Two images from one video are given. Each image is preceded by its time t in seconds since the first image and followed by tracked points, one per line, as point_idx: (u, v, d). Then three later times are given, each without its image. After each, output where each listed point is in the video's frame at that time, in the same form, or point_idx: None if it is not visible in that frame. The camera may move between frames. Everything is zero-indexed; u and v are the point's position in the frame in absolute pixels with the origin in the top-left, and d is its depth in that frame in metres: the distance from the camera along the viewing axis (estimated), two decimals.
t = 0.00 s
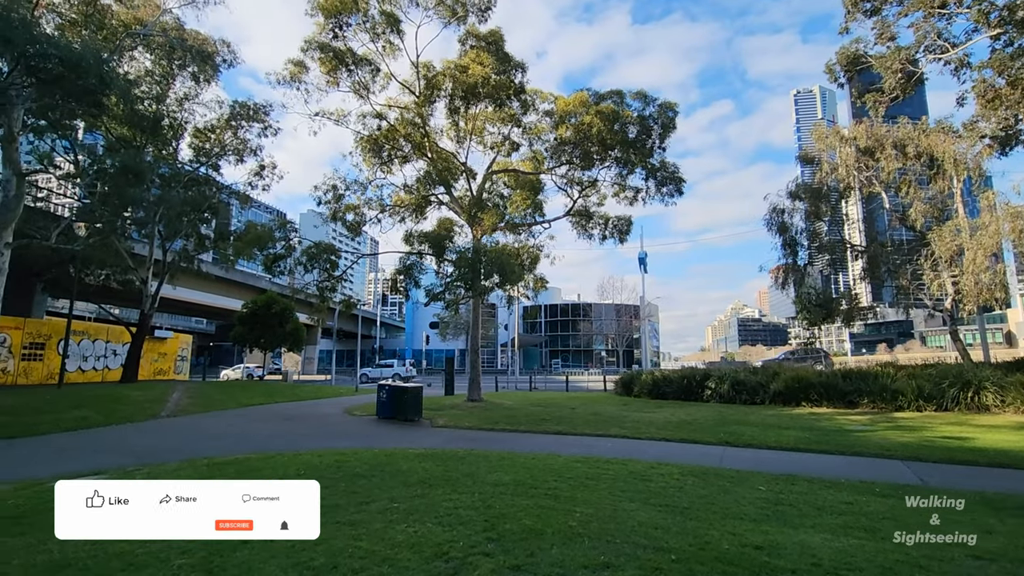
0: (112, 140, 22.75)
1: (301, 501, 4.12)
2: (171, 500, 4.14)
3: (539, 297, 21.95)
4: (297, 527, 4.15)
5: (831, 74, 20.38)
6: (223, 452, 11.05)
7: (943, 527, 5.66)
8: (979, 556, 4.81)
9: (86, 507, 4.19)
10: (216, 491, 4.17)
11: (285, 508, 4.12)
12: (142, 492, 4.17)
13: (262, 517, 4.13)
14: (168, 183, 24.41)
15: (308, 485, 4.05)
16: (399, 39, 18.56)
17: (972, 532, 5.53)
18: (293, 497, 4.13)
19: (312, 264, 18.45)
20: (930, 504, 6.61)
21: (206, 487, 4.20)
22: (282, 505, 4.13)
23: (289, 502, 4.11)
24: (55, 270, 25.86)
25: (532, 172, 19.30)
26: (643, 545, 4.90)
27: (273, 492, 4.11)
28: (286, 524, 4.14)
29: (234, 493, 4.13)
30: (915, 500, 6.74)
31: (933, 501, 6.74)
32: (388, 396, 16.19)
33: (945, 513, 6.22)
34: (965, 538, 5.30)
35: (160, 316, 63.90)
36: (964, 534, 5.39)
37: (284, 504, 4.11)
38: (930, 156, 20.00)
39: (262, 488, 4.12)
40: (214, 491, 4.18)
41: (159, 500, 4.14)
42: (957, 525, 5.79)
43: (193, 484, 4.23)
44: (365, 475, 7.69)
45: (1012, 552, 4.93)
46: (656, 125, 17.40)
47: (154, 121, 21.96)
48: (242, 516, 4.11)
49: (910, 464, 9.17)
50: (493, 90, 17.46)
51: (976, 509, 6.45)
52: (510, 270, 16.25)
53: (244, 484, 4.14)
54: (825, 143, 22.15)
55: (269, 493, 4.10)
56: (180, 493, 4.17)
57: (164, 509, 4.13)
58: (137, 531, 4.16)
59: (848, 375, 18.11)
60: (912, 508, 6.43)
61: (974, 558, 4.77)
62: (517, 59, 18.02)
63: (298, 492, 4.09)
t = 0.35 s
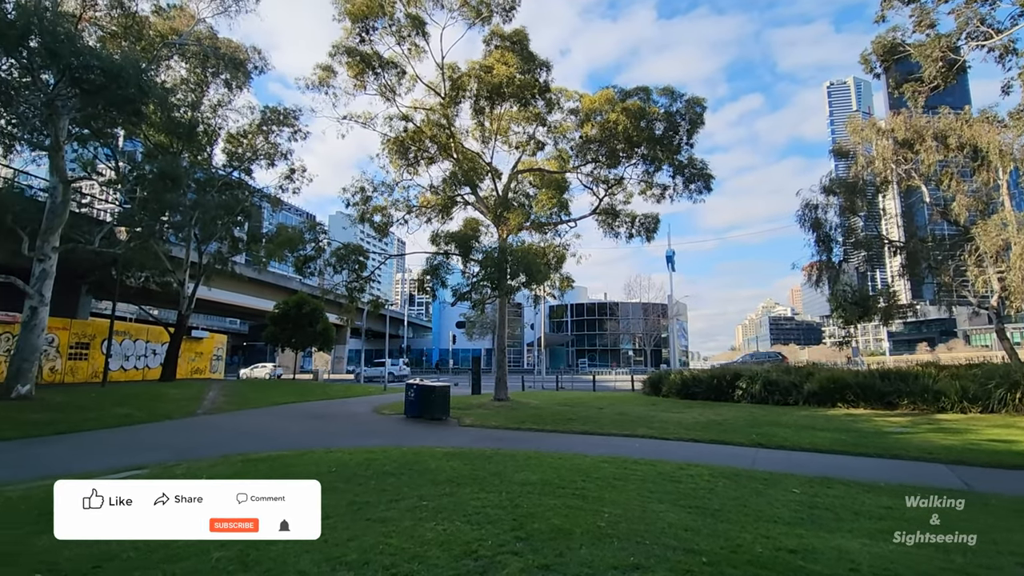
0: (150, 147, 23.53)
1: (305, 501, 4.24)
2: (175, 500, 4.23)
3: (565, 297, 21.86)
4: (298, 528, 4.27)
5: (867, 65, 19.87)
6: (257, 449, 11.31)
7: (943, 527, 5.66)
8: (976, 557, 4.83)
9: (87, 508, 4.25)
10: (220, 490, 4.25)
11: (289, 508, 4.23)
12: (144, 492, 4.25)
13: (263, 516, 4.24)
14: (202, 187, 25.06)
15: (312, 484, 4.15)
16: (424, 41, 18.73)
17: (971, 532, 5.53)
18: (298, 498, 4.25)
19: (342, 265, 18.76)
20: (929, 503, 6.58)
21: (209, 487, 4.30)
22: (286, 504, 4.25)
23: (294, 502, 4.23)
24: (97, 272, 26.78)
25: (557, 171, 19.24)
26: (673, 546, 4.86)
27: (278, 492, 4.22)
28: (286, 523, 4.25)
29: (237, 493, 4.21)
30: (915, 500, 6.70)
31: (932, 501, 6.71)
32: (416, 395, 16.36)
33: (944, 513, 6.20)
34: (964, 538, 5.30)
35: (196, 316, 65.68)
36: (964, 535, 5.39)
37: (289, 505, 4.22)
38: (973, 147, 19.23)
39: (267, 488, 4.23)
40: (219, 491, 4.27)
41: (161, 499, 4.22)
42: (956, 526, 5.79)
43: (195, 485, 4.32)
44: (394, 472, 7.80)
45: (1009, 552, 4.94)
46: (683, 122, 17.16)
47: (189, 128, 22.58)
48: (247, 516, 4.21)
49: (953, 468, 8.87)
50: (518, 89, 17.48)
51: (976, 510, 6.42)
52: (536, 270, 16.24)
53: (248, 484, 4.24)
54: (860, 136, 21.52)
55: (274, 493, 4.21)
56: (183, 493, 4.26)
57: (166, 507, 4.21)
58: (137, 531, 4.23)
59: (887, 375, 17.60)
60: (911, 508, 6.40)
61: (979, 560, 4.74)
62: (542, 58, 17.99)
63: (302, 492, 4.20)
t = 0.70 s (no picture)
0: (183, 153, 24.17)
1: (306, 501, 4.54)
2: (176, 500, 4.57)
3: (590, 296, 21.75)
4: (298, 528, 4.57)
5: (902, 55, 19.45)
6: (286, 447, 11.57)
7: (943, 527, 5.69)
8: (977, 558, 4.83)
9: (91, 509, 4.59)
10: (226, 491, 4.58)
11: (290, 508, 4.54)
12: (153, 493, 4.59)
13: (265, 517, 4.54)
14: (232, 191, 25.63)
15: (313, 485, 4.44)
16: (447, 43, 18.87)
17: (971, 532, 5.55)
18: (300, 498, 4.56)
19: (367, 266, 19.02)
20: (929, 504, 6.60)
21: (215, 488, 4.64)
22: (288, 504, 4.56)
23: (296, 502, 4.53)
24: (134, 275, 27.58)
25: (581, 170, 19.16)
26: (701, 549, 4.82)
27: (281, 492, 4.53)
28: (287, 524, 4.56)
29: (243, 492, 4.54)
30: (915, 500, 6.72)
31: (932, 501, 6.72)
32: (441, 395, 16.48)
33: (945, 513, 6.20)
34: (964, 538, 5.33)
35: (227, 317, 67.18)
36: (963, 535, 5.42)
37: (290, 505, 4.53)
38: (1017, 138, 17.73)
39: (271, 488, 4.55)
40: (224, 492, 4.59)
41: (171, 499, 4.56)
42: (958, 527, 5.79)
43: (200, 486, 4.66)
44: (422, 471, 7.88)
45: (1010, 553, 4.96)
46: (709, 118, 16.96)
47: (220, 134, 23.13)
48: (250, 515, 4.53)
49: (997, 473, 8.58)
50: (541, 89, 17.49)
51: (977, 510, 6.43)
52: (559, 269, 16.23)
53: (252, 484, 4.57)
54: (894, 129, 20.85)
55: (277, 493, 4.52)
56: (190, 494, 4.59)
57: (175, 506, 4.55)
58: (145, 531, 4.55)
59: (924, 376, 17.11)
60: (911, 508, 6.42)
61: (981, 561, 4.75)
62: (564, 57, 17.94)
63: (305, 492, 4.50)
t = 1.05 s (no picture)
0: (219, 159, 24.85)
1: (308, 501, 4.43)
2: (175, 500, 4.39)
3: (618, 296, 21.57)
4: (299, 528, 4.47)
5: (945, 44, 18.83)
6: (319, 445, 11.76)
7: (943, 526, 5.72)
8: (983, 557, 4.84)
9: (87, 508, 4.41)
10: (226, 490, 4.41)
11: (291, 508, 4.43)
12: (151, 492, 4.40)
13: (266, 517, 4.42)
14: (265, 195, 26.22)
15: (315, 486, 4.31)
16: (473, 45, 18.97)
17: (970, 532, 5.58)
18: (301, 498, 4.44)
19: (396, 267, 19.21)
20: (927, 503, 6.62)
21: (215, 488, 4.48)
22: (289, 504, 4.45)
23: (297, 502, 4.42)
24: (173, 278, 28.42)
25: (608, 169, 19.01)
26: (735, 554, 4.74)
27: (283, 492, 4.41)
28: (286, 524, 4.46)
29: (243, 492, 4.39)
30: (914, 500, 6.73)
31: (932, 501, 6.75)
32: (470, 394, 16.56)
33: (943, 513, 6.25)
34: (964, 538, 5.36)
35: (261, 317, 68.68)
36: (964, 534, 5.46)
37: (292, 504, 4.40)
38: None
39: (272, 488, 4.43)
40: (224, 491, 4.43)
41: (170, 498, 4.38)
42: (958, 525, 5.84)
43: (200, 485, 4.49)
44: (450, 470, 7.92)
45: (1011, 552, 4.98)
46: (740, 113, 16.64)
47: (254, 139, 23.68)
48: (251, 515, 4.39)
49: None
50: (567, 88, 17.42)
51: (976, 509, 6.46)
52: (587, 269, 16.14)
53: (253, 484, 4.41)
54: (937, 120, 20.32)
55: (279, 493, 4.40)
56: (190, 493, 4.42)
57: (175, 506, 4.38)
58: (144, 531, 4.38)
59: (971, 378, 16.47)
60: (911, 508, 6.44)
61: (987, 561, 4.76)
62: (591, 55, 17.86)
63: (306, 492, 4.37)
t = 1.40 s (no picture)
0: (252, 163, 25.45)
1: (308, 501, 4.53)
2: (175, 500, 4.51)
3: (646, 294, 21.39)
4: (299, 528, 4.56)
5: (990, 29, 18.12)
6: (350, 442, 11.99)
7: (944, 526, 5.69)
8: (976, 557, 4.86)
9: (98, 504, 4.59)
10: (225, 490, 4.53)
11: (292, 507, 4.53)
12: (152, 492, 4.53)
13: (266, 517, 4.53)
14: (296, 198, 26.76)
15: (314, 486, 4.41)
16: (498, 44, 19.00)
17: (970, 532, 5.57)
18: (301, 498, 4.55)
19: (424, 267, 19.40)
20: (929, 503, 6.60)
21: (215, 488, 4.60)
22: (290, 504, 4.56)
23: (298, 502, 4.52)
24: (210, 279, 29.20)
25: (635, 167, 18.84)
26: (771, 558, 4.67)
27: (283, 492, 4.52)
28: (286, 524, 4.56)
29: (243, 492, 4.50)
30: (911, 499, 6.74)
31: (931, 501, 6.72)
32: (497, 394, 16.63)
33: (948, 513, 6.19)
34: (963, 537, 5.34)
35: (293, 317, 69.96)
36: (965, 534, 5.43)
37: (292, 505, 4.50)
38: None
39: (272, 488, 4.54)
40: (224, 492, 4.55)
41: (171, 498, 4.51)
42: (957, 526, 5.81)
43: (201, 485, 4.62)
44: (479, 469, 7.99)
45: (1011, 553, 4.98)
46: (772, 107, 16.26)
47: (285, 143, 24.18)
48: (251, 515, 4.50)
49: None
50: (593, 85, 17.33)
51: (976, 509, 6.43)
52: (615, 267, 16.02)
53: (253, 484, 4.52)
54: (984, 110, 19.97)
55: (279, 493, 4.51)
56: (191, 493, 4.55)
57: (175, 506, 4.50)
58: (145, 531, 4.50)
59: (1019, 380, 15.82)
60: (911, 508, 6.42)
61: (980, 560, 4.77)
62: (617, 52, 17.72)
63: (306, 492, 4.48)
